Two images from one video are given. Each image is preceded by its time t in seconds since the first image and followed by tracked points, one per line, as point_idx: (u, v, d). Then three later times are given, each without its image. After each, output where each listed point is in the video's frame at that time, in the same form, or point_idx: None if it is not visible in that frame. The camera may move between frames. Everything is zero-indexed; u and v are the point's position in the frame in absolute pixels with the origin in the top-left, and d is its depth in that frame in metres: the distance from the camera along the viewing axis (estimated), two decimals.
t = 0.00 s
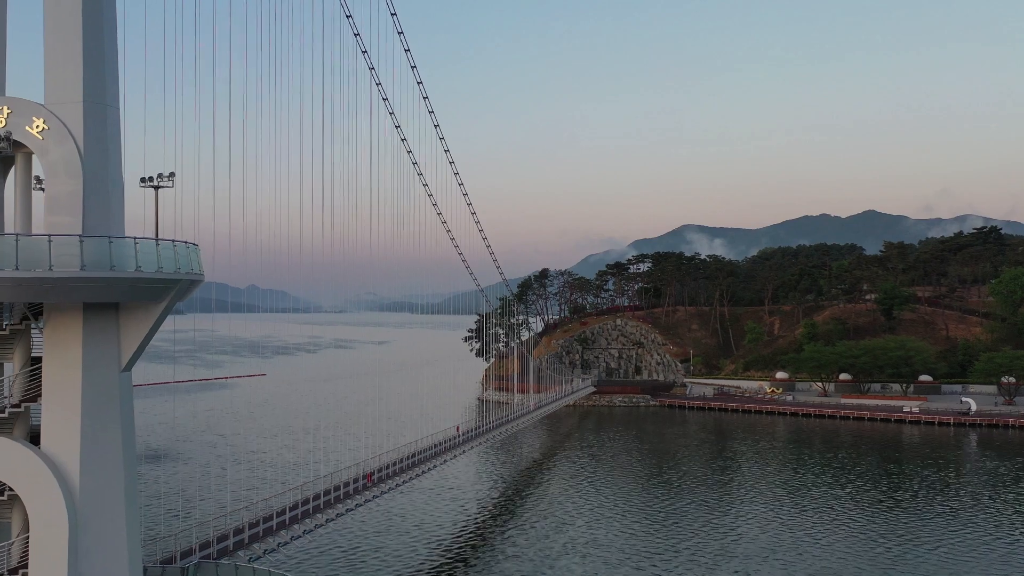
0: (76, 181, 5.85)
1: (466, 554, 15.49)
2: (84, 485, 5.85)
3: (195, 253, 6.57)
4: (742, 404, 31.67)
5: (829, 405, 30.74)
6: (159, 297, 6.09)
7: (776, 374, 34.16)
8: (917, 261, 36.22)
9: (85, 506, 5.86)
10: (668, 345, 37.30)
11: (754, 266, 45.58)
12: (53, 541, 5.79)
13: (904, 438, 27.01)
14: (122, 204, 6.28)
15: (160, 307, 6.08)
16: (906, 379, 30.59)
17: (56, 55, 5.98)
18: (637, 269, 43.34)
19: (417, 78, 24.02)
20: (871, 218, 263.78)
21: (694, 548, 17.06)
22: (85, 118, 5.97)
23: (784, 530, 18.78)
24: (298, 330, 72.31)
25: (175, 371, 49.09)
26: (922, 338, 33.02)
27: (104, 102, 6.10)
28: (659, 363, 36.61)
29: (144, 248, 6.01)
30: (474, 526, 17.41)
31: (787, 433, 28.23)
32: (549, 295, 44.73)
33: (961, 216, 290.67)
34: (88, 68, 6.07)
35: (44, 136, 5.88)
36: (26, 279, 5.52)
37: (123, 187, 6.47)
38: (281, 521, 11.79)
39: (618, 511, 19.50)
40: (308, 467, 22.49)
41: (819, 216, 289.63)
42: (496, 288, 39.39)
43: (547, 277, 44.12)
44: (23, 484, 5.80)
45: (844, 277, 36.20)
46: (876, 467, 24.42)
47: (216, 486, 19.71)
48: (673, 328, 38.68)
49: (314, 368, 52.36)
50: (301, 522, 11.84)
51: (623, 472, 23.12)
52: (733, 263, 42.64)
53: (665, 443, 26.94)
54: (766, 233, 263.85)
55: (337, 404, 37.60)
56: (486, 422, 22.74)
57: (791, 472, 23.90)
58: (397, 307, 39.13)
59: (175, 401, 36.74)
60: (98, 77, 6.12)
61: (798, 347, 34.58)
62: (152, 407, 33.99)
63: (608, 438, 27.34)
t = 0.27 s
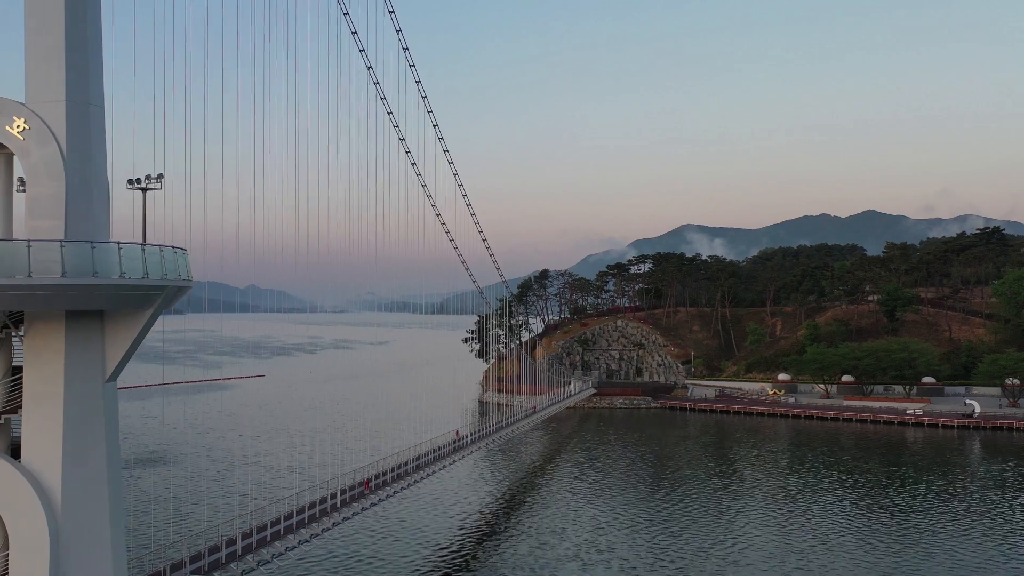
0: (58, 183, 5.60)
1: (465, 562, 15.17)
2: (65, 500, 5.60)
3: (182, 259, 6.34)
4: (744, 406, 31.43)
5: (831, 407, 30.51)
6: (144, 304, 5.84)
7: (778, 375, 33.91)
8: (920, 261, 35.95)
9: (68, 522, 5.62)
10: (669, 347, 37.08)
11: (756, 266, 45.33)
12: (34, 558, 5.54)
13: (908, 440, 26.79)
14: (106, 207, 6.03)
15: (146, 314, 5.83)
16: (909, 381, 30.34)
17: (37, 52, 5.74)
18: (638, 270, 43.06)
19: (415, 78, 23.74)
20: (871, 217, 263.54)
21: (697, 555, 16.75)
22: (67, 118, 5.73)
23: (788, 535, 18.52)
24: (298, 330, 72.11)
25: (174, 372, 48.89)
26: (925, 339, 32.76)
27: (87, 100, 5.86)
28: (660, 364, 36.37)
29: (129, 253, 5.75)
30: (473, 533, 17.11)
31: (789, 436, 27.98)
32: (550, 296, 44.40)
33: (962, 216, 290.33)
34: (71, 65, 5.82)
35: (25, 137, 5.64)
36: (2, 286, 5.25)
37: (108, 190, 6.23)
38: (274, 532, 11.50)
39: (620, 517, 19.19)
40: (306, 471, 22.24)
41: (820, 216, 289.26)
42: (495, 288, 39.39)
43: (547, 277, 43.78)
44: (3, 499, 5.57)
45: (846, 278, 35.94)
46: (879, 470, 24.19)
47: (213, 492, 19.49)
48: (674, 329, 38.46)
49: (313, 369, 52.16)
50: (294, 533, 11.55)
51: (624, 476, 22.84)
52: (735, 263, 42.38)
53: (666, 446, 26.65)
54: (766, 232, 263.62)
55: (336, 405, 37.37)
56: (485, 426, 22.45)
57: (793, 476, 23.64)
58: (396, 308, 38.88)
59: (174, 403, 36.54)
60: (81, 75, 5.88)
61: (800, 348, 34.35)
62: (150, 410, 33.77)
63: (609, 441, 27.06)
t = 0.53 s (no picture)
0: (41, 185, 5.40)
1: (466, 569, 14.94)
2: (49, 512, 5.38)
3: (171, 264, 6.12)
4: (745, 408, 31.23)
5: (833, 409, 30.30)
6: (131, 311, 5.65)
7: (779, 377, 33.70)
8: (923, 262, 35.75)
9: (51, 535, 5.39)
10: (670, 348, 36.86)
11: (757, 267, 45.12)
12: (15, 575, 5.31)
13: (911, 443, 26.58)
14: (93, 210, 5.84)
15: (132, 321, 5.64)
16: (912, 383, 30.12)
17: (19, 49, 5.56)
18: (639, 270, 42.82)
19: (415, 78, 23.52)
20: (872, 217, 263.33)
21: (701, 559, 16.54)
22: (51, 118, 5.54)
23: (792, 539, 18.30)
24: (298, 330, 71.92)
25: (173, 372, 48.70)
26: (927, 341, 32.55)
27: (72, 99, 5.67)
28: (661, 366, 36.16)
29: (114, 259, 5.53)
30: (474, 538, 16.88)
31: (791, 439, 27.77)
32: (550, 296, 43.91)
33: (962, 216, 290.04)
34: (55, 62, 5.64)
35: (7, 137, 5.46)
36: None
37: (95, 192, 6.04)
38: (270, 541, 11.26)
39: (622, 521, 18.97)
40: (304, 474, 22.03)
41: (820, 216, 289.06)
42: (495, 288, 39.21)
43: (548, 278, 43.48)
44: None
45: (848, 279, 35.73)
46: (882, 473, 23.99)
47: (210, 496, 19.30)
48: (675, 330, 38.24)
49: (313, 369, 51.96)
50: (291, 541, 11.31)
51: (625, 480, 22.61)
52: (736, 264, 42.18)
53: (667, 449, 26.41)
54: (766, 233, 263.44)
55: (335, 407, 37.15)
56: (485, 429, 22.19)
57: (796, 479, 23.42)
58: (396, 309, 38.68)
59: (172, 404, 36.34)
60: (65, 73, 5.69)
61: (802, 350, 34.14)
62: (149, 411, 33.57)
63: (609, 444, 26.82)
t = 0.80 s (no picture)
0: (22, 186, 5.20)
1: None
2: (29, 524, 5.16)
3: (158, 269, 5.92)
4: (747, 410, 31.03)
5: (835, 411, 30.09)
6: (117, 318, 5.47)
7: (781, 379, 33.48)
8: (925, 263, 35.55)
9: (32, 549, 5.16)
10: (671, 350, 36.65)
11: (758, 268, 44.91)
12: None
13: (914, 446, 26.38)
14: (77, 213, 5.63)
15: (118, 328, 5.46)
16: (915, 385, 29.89)
17: None
18: (639, 271, 42.59)
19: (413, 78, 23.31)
20: (872, 217, 263.08)
21: (704, 565, 16.33)
22: (33, 116, 5.34)
23: (795, 544, 18.10)
24: (297, 330, 71.70)
25: (172, 374, 48.50)
26: (930, 342, 32.34)
27: (54, 97, 5.48)
28: (661, 367, 35.95)
29: (98, 264, 5.33)
30: (474, 545, 16.66)
31: (793, 441, 27.56)
32: (550, 297, 43.63)
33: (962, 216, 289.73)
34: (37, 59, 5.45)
35: None
36: None
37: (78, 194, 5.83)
38: (265, 550, 11.03)
39: (624, 527, 18.77)
40: (301, 479, 21.81)
41: (820, 216, 289.01)
42: (493, 288, 39.12)
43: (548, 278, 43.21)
44: None
45: (850, 280, 35.52)
46: (885, 476, 23.79)
47: (208, 502, 19.11)
48: (676, 332, 38.04)
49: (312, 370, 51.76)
50: (286, 551, 11.08)
51: (626, 484, 22.39)
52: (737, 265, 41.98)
53: (668, 452, 26.18)
54: (766, 233, 263.23)
55: (334, 408, 36.95)
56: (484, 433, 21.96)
57: (798, 483, 23.21)
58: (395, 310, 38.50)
59: (171, 406, 36.15)
60: (48, 70, 5.50)
61: (804, 351, 33.93)
62: (146, 414, 33.36)
63: (609, 447, 26.58)
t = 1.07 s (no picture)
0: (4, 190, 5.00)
1: None
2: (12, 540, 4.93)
3: (145, 275, 5.72)
4: (748, 412, 30.83)
5: (838, 413, 29.88)
6: (102, 326, 5.27)
7: (783, 380, 33.28)
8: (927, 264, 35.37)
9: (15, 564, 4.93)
10: (672, 351, 36.46)
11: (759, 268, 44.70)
12: None
13: (917, 448, 26.18)
14: (60, 217, 5.44)
15: (103, 337, 5.28)
16: (918, 387, 29.68)
17: None
18: (640, 272, 42.35)
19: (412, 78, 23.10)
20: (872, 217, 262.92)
21: (705, 570, 16.16)
22: (15, 117, 5.14)
23: (798, 549, 17.90)
24: (297, 330, 71.50)
25: (171, 374, 48.29)
26: (932, 344, 32.15)
27: (36, 98, 5.29)
28: (662, 369, 35.74)
29: (81, 270, 5.14)
30: (473, 550, 16.48)
31: (795, 444, 27.36)
32: (550, 298, 43.50)
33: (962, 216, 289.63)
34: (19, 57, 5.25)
35: None
36: None
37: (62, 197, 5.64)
38: (260, 560, 10.84)
39: (624, 531, 18.61)
40: (300, 483, 21.60)
41: (820, 216, 288.73)
42: (492, 290, 38.90)
43: (549, 279, 42.95)
44: None
45: (852, 281, 35.30)
46: (888, 479, 23.60)
47: (205, 507, 18.92)
48: (677, 333, 37.84)
49: (312, 371, 51.56)
50: (281, 561, 10.90)
51: (627, 488, 22.19)
52: (738, 265, 41.79)
53: (669, 455, 25.98)
54: (766, 233, 263.05)
55: (333, 410, 36.75)
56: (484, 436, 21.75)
57: (800, 486, 23.01)
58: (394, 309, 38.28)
59: (169, 408, 35.95)
60: (30, 69, 5.30)
61: (806, 352, 33.73)
62: (144, 416, 33.16)
63: (610, 450, 26.37)
